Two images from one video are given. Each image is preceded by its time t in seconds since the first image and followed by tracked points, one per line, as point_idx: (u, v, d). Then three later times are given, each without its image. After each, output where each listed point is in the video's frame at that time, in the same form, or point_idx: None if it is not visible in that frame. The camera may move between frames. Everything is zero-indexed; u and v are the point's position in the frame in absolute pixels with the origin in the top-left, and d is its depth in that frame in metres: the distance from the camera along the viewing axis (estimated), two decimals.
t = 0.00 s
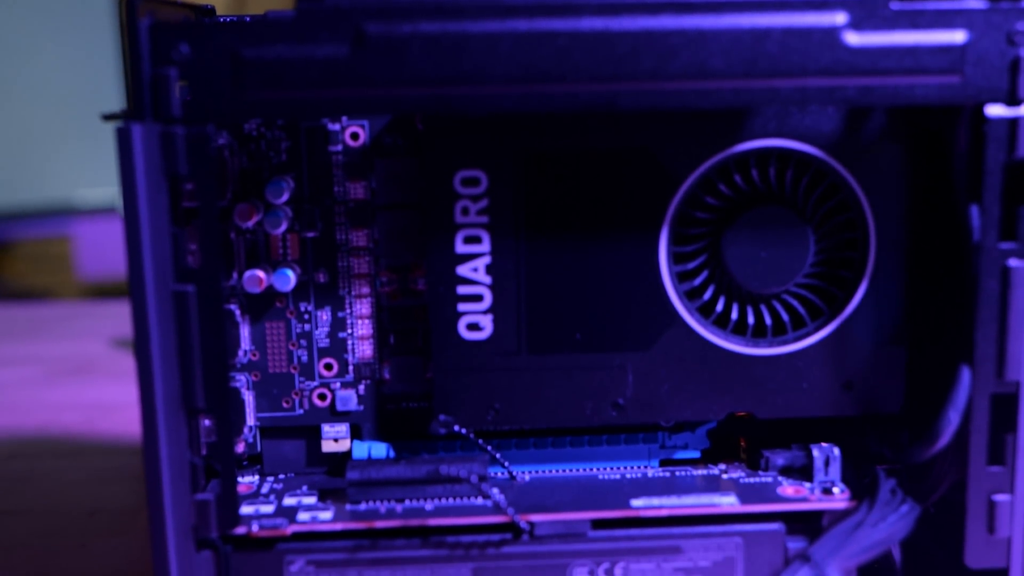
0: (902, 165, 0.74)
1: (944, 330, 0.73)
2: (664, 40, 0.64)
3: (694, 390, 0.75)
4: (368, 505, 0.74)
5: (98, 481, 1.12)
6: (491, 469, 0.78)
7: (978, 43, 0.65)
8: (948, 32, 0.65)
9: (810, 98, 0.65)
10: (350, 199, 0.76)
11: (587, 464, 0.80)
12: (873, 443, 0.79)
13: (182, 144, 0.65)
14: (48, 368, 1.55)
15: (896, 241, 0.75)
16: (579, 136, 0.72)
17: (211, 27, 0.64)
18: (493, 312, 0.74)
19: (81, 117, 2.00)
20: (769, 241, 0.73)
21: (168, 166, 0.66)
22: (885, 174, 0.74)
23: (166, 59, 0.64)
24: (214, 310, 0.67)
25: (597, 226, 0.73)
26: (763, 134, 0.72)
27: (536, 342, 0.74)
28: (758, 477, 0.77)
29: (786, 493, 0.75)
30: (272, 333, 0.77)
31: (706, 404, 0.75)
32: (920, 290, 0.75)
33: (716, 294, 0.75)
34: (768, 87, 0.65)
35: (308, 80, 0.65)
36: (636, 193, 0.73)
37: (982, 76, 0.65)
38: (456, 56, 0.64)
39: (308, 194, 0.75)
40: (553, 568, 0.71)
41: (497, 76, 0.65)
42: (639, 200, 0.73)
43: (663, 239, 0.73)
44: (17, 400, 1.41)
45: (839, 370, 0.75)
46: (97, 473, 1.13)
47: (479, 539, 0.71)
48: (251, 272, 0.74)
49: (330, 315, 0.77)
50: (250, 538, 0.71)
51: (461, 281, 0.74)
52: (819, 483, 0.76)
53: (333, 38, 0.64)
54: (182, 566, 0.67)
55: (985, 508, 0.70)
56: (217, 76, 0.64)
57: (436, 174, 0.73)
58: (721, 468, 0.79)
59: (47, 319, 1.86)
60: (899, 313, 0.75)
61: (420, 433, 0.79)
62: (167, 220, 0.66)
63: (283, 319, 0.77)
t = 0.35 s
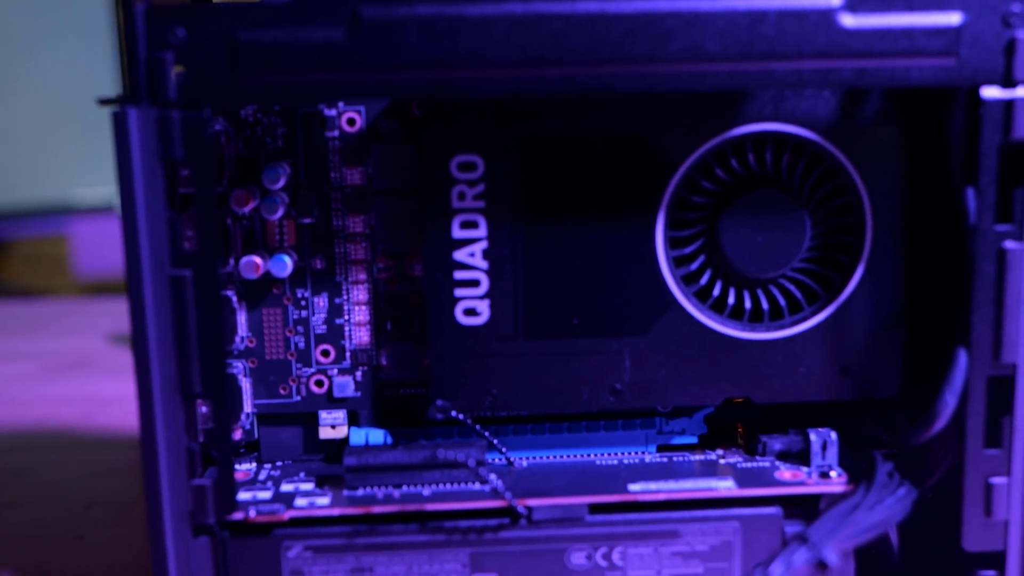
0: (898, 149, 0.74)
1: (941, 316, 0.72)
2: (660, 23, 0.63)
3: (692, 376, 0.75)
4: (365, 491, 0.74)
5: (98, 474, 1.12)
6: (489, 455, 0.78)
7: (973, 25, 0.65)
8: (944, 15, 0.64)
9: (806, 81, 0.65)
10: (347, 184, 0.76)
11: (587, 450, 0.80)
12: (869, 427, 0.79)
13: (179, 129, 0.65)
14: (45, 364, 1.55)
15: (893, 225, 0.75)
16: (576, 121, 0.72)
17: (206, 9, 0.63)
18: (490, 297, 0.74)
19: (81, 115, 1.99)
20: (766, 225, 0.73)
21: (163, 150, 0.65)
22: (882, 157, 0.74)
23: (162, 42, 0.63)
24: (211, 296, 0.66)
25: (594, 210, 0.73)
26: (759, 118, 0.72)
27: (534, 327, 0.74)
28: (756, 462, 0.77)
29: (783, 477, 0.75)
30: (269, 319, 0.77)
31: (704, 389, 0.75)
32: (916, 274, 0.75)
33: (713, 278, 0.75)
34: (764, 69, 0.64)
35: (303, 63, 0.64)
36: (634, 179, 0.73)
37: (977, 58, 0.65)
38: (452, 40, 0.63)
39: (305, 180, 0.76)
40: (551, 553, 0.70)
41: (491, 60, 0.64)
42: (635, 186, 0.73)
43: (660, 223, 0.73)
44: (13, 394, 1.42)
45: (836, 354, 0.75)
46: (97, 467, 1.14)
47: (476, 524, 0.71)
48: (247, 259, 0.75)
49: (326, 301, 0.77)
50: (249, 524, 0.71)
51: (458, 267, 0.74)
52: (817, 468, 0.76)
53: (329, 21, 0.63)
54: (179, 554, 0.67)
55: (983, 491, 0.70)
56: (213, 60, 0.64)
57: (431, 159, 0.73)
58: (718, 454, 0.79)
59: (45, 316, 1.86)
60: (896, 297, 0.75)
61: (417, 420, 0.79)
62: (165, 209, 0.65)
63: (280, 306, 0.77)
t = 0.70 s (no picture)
0: (894, 138, 0.74)
1: (938, 305, 0.73)
2: (657, 12, 0.63)
3: (690, 366, 0.75)
4: (364, 482, 0.74)
5: (97, 468, 1.12)
6: (487, 447, 0.78)
7: (968, 13, 0.64)
8: (939, 3, 0.64)
9: (801, 69, 0.64)
10: (344, 176, 0.76)
11: (586, 441, 0.80)
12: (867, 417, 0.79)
13: (177, 121, 0.64)
14: (42, 360, 1.55)
15: (888, 214, 0.75)
16: (573, 111, 0.72)
17: None
18: (488, 288, 0.74)
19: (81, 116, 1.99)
20: (763, 215, 0.73)
21: (161, 141, 0.64)
22: (877, 146, 0.74)
23: (160, 33, 0.63)
24: (210, 287, 0.66)
25: (591, 200, 0.73)
26: (755, 107, 0.73)
27: (532, 317, 0.74)
28: (754, 452, 0.78)
29: (781, 467, 0.75)
30: (267, 311, 0.77)
31: (702, 379, 0.76)
32: (911, 263, 0.75)
33: (709, 269, 0.75)
34: (760, 58, 0.64)
35: (301, 52, 0.63)
36: (632, 170, 0.73)
37: (972, 46, 0.65)
38: (450, 30, 0.63)
39: (303, 171, 0.76)
40: (550, 543, 0.71)
41: (489, 50, 0.63)
42: (632, 177, 0.73)
43: (657, 213, 0.74)
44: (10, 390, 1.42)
45: (833, 343, 0.76)
46: (96, 461, 1.14)
47: (475, 514, 0.71)
48: (245, 250, 0.74)
49: (325, 293, 0.77)
50: (248, 515, 0.71)
51: (456, 257, 0.74)
52: (814, 457, 0.76)
53: (327, 11, 0.63)
54: (179, 550, 0.67)
55: (981, 479, 0.70)
56: (210, 50, 0.63)
57: (428, 149, 0.73)
58: (716, 444, 0.80)
59: (43, 313, 1.87)
60: (891, 286, 0.76)
61: (415, 411, 0.79)
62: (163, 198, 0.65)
63: (279, 297, 0.77)
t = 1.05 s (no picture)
0: (891, 133, 0.74)
1: (937, 299, 0.73)
2: (656, 9, 0.63)
3: (690, 362, 0.75)
4: (365, 478, 0.75)
5: (97, 467, 1.13)
6: (488, 443, 0.79)
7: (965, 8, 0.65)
8: None
9: (799, 65, 0.65)
10: (345, 174, 0.76)
11: (587, 436, 0.80)
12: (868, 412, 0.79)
13: (178, 119, 0.64)
14: (41, 361, 1.56)
15: (886, 209, 0.75)
16: (573, 108, 0.73)
17: None
18: (488, 284, 0.74)
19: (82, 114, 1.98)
20: (762, 210, 0.73)
21: (162, 138, 0.65)
22: (875, 142, 0.74)
23: (161, 32, 0.63)
24: (210, 286, 0.66)
25: (591, 196, 0.74)
26: (753, 103, 0.73)
27: (532, 313, 0.75)
28: (754, 447, 0.78)
29: (782, 462, 0.75)
30: (268, 309, 0.77)
31: (701, 375, 0.76)
32: (910, 257, 0.76)
33: (708, 264, 0.75)
34: (758, 54, 0.64)
35: (301, 50, 0.64)
36: (631, 166, 0.73)
37: (969, 41, 0.65)
38: (449, 27, 0.63)
39: (302, 169, 0.76)
40: (551, 539, 0.71)
41: (488, 47, 0.64)
42: (632, 173, 0.73)
43: (656, 209, 0.74)
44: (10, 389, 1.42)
45: (832, 338, 0.76)
46: (97, 460, 1.14)
47: (476, 510, 0.71)
48: (246, 248, 0.75)
49: (326, 290, 0.77)
50: (249, 512, 0.71)
51: (456, 254, 0.74)
52: (814, 451, 0.76)
53: (327, 9, 0.63)
54: (180, 546, 0.67)
55: (981, 472, 0.70)
56: (211, 48, 0.63)
57: (427, 146, 0.73)
58: (716, 439, 0.80)
59: (42, 314, 1.87)
60: (890, 280, 0.76)
61: (416, 408, 0.79)
62: (165, 197, 0.65)
63: (279, 295, 0.77)
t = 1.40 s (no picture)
0: (889, 136, 0.75)
1: (936, 299, 0.73)
2: (656, 12, 0.64)
3: (689, 364, 0.76)
4: (366, 481, 0.74)
5: (98, 472, 1.13)
6: (488, 446, 0.79)
7: (962, 11, 0.65)
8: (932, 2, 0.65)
9: (797, 67, 0.65)
10: (346, 177, 0.77)
11: (587, 439, 0.81)
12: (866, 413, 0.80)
13: (181, 122, 0.65)
14: (42, 368, 1.56)
15: (884, 211, 0.76)
16: (573, 110, 0.73)
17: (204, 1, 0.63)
18: (488, 287, 0.75)
19: (75, 114, 1.83)
20: (760, 212, 0.74)
21: (164, 142, 0.65)
22: (872, 145, 0.75)
23: (163, 36, 0.63)
24: (212, 287, 0.66)
25: (590, 198, 0.74)
26: (752, 107, 0.73)
27: (532, 316, 0.75)
28: (753, 449, 0.78)
29: (781, 463, 0.75)
30: (269, 312, 0.78)
31: (701, 377, 0.76)
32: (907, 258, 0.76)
33: (708, 266, 0.76)
34: (757, 57, 0.64)
35: (302, 54, 0.64)
36: (630, 168, 0.74)
37: (966, 44, 0.65)
38: (449, 30, 0.64)
39: (304, 173, 0.76)
40: (552, 541, 0.71)
41: (488, 50, 0.64)
42: (630, 176, 0.74)
43: (656, 211, 0.74)
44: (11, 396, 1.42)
45: (831, 341, 0.76)
46: (97, 465, 1.14)
47: (476, 512, 0.71)
48: (247, 251, 0.75)
49: (326, 294, 0.78)
50: (251, 515, 0.71)
51: (456, 257, 0.74)
52: (814, 454, 0.77)
53: (328, 13, 0.64)
54: (181, 547, 0.67)
55: (980, 474, 0.70)
56: (212, 50, 0.64)
57: (427, 150, 0.74)
58: (716, 441, 0.80)
59: (43, 321, 1.87)
60: (888, 282, 0.76)
61: (416, 411, 0.80)
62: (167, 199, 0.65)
63: (280, 298, 0.78)
